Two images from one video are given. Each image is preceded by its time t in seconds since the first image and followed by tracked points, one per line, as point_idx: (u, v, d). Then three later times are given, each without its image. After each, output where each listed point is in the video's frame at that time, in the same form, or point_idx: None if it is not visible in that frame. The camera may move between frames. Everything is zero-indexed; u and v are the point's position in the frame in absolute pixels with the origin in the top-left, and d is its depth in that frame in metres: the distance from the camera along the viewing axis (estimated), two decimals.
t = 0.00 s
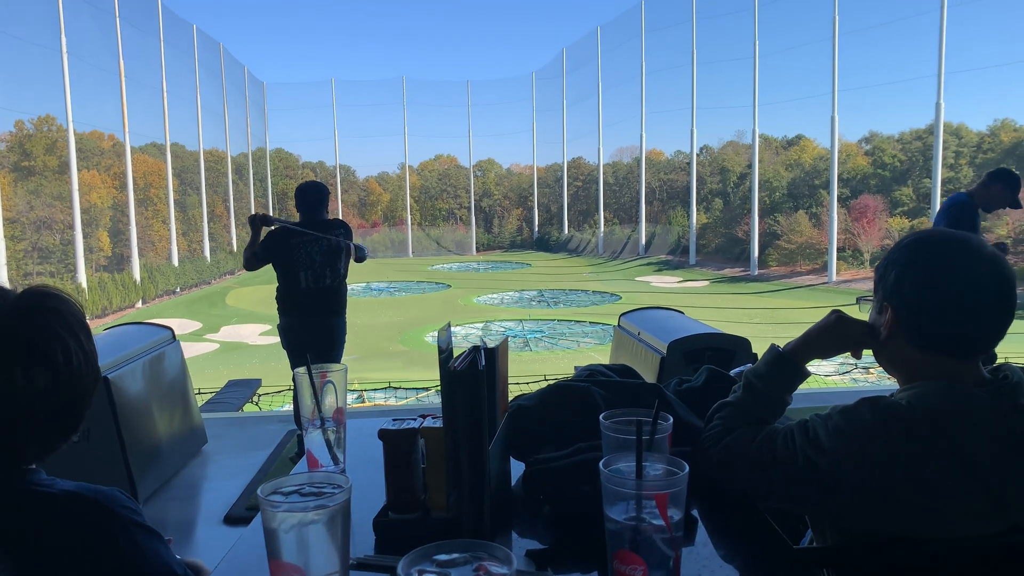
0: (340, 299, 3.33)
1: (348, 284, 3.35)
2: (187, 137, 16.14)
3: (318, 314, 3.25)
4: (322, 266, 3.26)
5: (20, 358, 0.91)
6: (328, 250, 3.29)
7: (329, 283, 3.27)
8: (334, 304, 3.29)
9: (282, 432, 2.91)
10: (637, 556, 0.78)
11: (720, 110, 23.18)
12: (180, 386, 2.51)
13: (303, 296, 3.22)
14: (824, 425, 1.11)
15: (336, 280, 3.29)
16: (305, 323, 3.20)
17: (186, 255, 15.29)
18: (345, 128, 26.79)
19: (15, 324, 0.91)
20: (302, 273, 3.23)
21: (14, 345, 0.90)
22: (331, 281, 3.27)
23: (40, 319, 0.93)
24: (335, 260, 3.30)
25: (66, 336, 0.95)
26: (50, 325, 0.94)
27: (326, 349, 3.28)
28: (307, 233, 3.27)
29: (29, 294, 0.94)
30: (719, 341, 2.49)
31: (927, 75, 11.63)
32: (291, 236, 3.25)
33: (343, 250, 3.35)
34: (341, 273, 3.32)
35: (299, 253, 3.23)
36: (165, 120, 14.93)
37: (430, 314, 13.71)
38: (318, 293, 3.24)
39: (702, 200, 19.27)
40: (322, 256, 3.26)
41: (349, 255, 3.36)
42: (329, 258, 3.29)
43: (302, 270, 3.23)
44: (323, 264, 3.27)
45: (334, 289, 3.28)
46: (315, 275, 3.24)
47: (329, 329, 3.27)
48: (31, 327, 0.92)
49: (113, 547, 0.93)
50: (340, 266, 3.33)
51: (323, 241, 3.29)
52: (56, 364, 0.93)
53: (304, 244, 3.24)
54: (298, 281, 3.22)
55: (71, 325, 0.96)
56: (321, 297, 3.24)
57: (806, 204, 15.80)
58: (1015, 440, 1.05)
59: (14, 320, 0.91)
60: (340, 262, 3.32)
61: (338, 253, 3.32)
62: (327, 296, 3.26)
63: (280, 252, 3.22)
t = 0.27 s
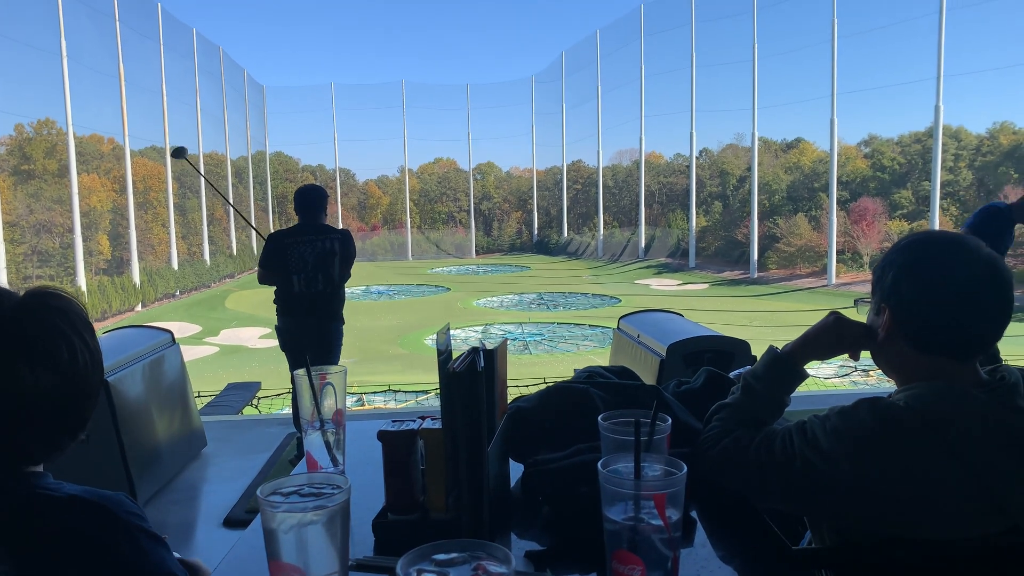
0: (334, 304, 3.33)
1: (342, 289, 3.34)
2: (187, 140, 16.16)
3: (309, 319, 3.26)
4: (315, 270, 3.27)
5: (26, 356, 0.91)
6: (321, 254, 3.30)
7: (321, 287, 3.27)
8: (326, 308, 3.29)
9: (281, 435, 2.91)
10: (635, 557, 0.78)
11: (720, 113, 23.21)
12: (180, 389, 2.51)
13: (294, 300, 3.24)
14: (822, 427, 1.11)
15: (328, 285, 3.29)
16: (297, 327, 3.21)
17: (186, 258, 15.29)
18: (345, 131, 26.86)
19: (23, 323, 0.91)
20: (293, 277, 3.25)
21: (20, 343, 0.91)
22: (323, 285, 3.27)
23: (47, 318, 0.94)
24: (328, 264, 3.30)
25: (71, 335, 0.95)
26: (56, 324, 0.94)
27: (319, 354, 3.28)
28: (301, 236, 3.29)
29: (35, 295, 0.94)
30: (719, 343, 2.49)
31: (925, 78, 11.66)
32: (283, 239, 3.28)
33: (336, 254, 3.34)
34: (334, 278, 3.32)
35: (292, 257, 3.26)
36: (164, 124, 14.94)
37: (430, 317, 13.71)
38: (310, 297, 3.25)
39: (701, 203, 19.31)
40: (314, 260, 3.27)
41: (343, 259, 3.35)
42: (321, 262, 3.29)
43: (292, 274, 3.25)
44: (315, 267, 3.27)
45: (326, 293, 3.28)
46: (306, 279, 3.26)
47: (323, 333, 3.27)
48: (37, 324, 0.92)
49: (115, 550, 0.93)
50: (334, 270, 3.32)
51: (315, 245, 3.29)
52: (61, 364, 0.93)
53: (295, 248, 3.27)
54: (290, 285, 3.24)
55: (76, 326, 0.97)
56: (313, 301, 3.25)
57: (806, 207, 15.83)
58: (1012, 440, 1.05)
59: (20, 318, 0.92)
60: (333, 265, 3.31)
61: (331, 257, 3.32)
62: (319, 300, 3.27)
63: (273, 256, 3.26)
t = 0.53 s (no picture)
0: (329, 303, 3.32)
1: (336, 287, 3.32)
2: (188, 142, 16.16)
3: (302, 317, 3.28)
4: (307, 268, 3.28)
5: (30, 358, 0.92)
6: (313, 252, 3.30)
7: (313, 285, 3.28)
8: (320, 307, 3.29)
9: (282, 437, 2.91)
10: (635, 556, 0.79)
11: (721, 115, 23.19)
12: (180, 391, 2.51)
13: (288, 299, 3.27)
14: (822, 428, 1.11)
15: (320, 283, 3.29)
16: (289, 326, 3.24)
17: (186, 260, 15.29)
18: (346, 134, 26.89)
19: (26, 324, 0.92)
20: (287, 275, 3.28)
21: (24, 345, 0.92)
22: (315, 283, 3.28)
23: (51, 320, 0.94)
24: (319, 263, 3.30)
25: (74, 338, 0.96)
26: (60, 327, 0.94)
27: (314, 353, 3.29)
28: (294, 235, 3.32)
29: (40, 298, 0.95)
30: (721, 346, 2.49)
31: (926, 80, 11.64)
32: (278, 239, 3.32)
33: (329, 252, 3.32)
34: (327, 276, 3.31)
35: (285, 256, 3.29)
36: (165, 125, 14.94)
37: (431, 319, 13.71)
38: (302, 296, 3.26)
39: (702, 206, 19.31)
40: (306, 258, 3.28)
41: (336, 257, 3.32)
42: (314, 260, 3.29)
43: (286, 273, 3.29)
44: (308, 266, 3.28)
45: (318, 292, 3.28)
46: (300, 278, 3.28)
47: (317, 331, 3.27)
48: (42, 325, 0.93)
49: (115, 553, 0.93)
50: (326, 268, 3.31)
51: (308, 243, 3.31)
52: (64, 366, 0.94)
53: (289, 247, 3.30)
54: (285, 286, 3.28)
55: (80, 328, 0.97)
56: (305, 300, 3.26)
57: (806, 209, 15.84)
58: (1011, 439, 1.05)
59: (24, 320, 0.93)
60: (324, 264, 3.30)
61: (323, 255, 3.31)
62: (311, 299, 3.27)
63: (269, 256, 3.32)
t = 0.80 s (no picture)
0: (324, 301, 3.32)
1: (329, 286, 3.31)
2: (189, 143, 16.20)
3: (299, 317, 3.31)
4: (300, 268, 3.30)
5: (25, 351, 0.92)
6: (305, 252, 3.31)
7: (306, 285, 3.29)
8: (315, 306, 3.30)
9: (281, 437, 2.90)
10: (636, 553, 0.79)
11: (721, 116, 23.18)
12: (180, 391, 2.51)
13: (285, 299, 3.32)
14: (822, 426, 1.12)
15: (312, 282, 3.30)
16: (287, 327, 3.30)
17: (187, 261, 15.30)
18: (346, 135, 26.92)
19: (21, 318, 0.93)
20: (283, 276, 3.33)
21: (20, 337, 0.92)
22: (307, 283, 3.29)
23: (47, 315, 0.95)
24: (310, 262, 3.30)
25: (70, 331, 0.96)
26: (55, 320, 0.95)
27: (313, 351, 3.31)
28: (288, 236, 3.35)
29: (37, 292, 0.96)
30: (720, 347, 2.49)
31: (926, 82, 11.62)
32: (276, 240, 3.38)
33: (320, 250, 3.31)
34: (319, 275, 3.30)
35: (281, 257, 3.34)
36: (166, 127, 14.98)
37: (431, 320, 13.70)
38: (295, 296, 3.29)
39: (703, 208, 19.30)
40: (298, 258, 3.31)
41: (327, 255, 3.31)
42: (306, 260, 3.30)
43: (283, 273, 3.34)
44: (300, 266, 3.30)
45: (311, 291, 3.29)
46: (295, 278, 3.31)
47: (311, 331, 3.29)
48: (38, 319, 0.94)
49: (117, 547, 0.93)
50: (318, 267, 3.30)
51: (300, 242, 3.32)
52: (59, 360, 0.94)
53: (284, 248, 3.34)
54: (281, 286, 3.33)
55: (76, 321, 0.98)
56: (300, 300, 3.28)
57: (807, 211, 15.85)
58: (1012, 436, 1.06)
59: (19, 313, 0.94)
60: (316, 262, 3.30)
61: (314, 254, 3.31)
62: (305, 298, 3.29)
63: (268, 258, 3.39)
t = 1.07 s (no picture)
0: (319, 300, 3.45)
1: (321, 285, 3.43)
2: (188, 143, 16.21)
3: (299, 315, 3.48)
4: (296, 268, 3.46)
5: (28, 347, 0.92)
6: (301, 252, 3.45)
7: (302, 285, 3.44)
8: (310, 305, 3.45)
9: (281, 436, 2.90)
10: (632, 548, 0.79)
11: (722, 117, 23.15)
12: (179, 391, 2.51)
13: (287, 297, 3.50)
14: (820, 424, 1.12)
15: (306, 282, 3.43)
16: (289, 325, 3.49)
17: (186, 261, 15.29)
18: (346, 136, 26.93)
19: (25, 315, 0.93)
20: (285, 275, 3.52)
21: (23, 333, 0.92)
22: (302, 283, 3.44)
23: (51, 311, 0.95)
24: (304, 262, 3.43)
25: (73, 326, 0.96)
26: (58, 315, 0.95)
27: (310, 348, 3.48)
28: (288, 236, 3.50)
29: (40, 289, 0.96)
30: (720, 346, 2.49)
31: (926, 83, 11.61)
32: (282, 240, 3.56)
33: (313, 250, 3.42)
34: (312, 275, 3.42)
35: (283, 257, 3.52)
36: (165, 127, 14.99)
37: (430, 321, 13.69)
38: (295, 295, 3.47)
39: (703, 209, 19.25)
40: (294, 259, 3.46)
41: (317, 256, 3.41)
42: (302, 260, 3.44)
43: (286, 272, 3.53)
44: (297, 266, 3.45)
45: (307, 291, 3.44)
46: (294, 278, 3.48)
47: (309, 329, 3.45)
48: (41, 315, 0.94)
49: (118, 543, 0.93)
50: (310, 268, 3.42)
51: (296, 243, 3.46)
52: (62, 355, 0.94)
53: (286, 248, 3.51)
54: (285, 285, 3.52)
55: (81, 316, 0.98)
56: (299, 299, 3.46)
57: (807, 212, 15.83)
58: (1010, 432, 1.06)
59: (22, 309, 0.94)
60: (308, 262, 3.42)
61: (307, 254, 3.43)
62: (302, 298, 3.45)
63: (275, 257, 3.59)
